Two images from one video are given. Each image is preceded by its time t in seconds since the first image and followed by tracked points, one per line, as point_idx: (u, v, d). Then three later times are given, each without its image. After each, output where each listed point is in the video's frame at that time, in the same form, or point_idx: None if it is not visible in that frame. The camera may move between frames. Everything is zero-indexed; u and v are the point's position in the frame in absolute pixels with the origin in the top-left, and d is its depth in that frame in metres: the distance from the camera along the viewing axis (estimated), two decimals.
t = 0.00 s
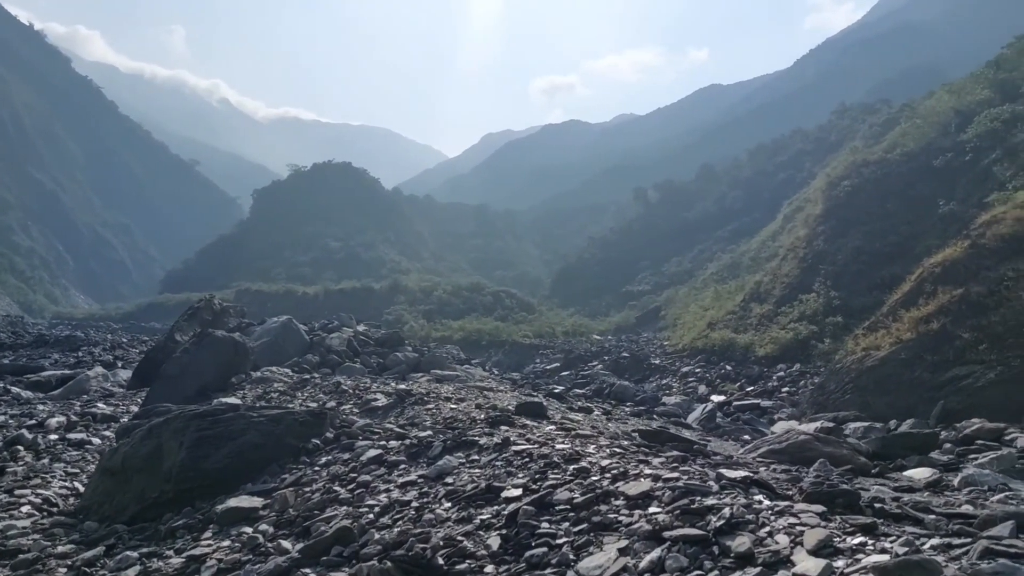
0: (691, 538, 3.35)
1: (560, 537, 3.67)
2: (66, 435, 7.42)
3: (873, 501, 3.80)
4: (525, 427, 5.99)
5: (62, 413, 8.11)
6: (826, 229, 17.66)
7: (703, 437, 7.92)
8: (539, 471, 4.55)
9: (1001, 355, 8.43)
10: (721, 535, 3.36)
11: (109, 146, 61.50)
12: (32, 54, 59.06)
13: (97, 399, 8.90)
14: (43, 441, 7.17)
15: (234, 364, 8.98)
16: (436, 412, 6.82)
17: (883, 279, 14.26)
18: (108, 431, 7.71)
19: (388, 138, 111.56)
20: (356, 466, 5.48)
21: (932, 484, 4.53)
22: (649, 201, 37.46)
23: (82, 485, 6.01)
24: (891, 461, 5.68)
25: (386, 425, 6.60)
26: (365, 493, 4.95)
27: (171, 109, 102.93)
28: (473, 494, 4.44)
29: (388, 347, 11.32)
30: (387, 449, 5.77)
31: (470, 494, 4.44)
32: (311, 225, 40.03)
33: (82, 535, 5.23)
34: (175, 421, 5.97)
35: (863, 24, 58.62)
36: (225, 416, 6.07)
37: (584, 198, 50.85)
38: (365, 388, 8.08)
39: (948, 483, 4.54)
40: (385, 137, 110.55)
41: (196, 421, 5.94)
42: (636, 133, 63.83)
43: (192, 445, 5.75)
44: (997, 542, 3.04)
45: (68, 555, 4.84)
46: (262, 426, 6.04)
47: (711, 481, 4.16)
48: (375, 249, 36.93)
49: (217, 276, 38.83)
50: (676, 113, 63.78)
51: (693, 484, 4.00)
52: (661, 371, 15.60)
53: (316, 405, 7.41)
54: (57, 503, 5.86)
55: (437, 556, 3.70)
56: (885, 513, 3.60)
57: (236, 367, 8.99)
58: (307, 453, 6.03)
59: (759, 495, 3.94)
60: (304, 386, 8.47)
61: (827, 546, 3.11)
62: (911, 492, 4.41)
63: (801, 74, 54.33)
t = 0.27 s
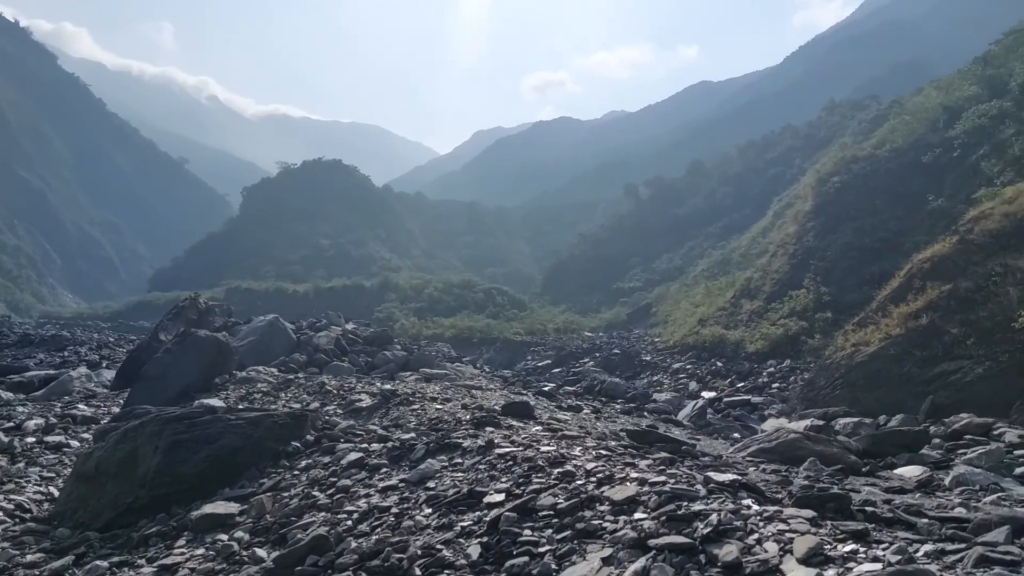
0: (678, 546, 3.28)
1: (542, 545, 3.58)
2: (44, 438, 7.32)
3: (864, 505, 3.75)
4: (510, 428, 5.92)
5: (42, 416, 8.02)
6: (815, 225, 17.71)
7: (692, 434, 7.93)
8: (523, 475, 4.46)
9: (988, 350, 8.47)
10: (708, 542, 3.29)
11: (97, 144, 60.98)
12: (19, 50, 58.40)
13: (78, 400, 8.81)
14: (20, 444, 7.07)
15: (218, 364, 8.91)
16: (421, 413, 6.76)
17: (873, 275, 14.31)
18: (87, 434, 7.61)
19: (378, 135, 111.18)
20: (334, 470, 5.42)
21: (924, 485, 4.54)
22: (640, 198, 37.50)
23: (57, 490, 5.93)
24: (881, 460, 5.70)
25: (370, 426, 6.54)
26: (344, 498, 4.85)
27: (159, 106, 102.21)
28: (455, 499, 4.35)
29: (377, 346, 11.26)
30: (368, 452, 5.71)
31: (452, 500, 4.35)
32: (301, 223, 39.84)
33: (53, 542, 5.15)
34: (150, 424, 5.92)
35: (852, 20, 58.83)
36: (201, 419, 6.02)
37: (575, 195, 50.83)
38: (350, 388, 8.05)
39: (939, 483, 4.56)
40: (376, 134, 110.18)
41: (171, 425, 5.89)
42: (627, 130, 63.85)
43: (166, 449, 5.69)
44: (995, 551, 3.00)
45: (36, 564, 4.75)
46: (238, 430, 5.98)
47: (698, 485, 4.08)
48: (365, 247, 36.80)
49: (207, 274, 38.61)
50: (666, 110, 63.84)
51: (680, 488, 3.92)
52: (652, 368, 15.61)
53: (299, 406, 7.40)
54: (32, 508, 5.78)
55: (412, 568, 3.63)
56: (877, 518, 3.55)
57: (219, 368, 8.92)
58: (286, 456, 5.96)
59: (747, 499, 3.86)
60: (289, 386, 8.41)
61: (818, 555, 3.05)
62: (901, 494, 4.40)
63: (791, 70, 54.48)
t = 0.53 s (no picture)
0: (669, 554, 3.22)
1: (529, 552, 3.52)
2: (20, 439, 7.21)
3: (860, 509, 3.71)
4: (498, 428, 5.84)
5: (20, 415, 7.92)
6: (804, 221, 17.77)
7: (680, 431, 7.93)
8: (510, 477, 4.41)
9: (975, 346, 8.51)
10: (699, 549, 3.24)
11: (83, 139, 60.28)
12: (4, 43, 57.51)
13: (58, 399, 8.70)
14: None
15: (201, 362, 8.84)
16: (406, 412, 6.70)
17: (861, 271, 14.38)
18: (65, 435, 7.52)
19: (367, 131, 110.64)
20: (316, 473, 5.36)
21: (917, 484, 4.56)
22: (630, 195, 37.54)
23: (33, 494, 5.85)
24: (872, 458, 5.73)
25: (355, 426, 6.49)
26: (328, 502, 4.79)
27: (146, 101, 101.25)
28: (439, 505, 4.27)
29: (365, 343, 11.20)
30: (352, 454, 5.65)
31: (437, 505, 4.28)
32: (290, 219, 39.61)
33: (27, 548, 5.10)
34: (128, 426, 5.86)
35: (840, 18, 59.07)
36: (178, 421, 5.96)
37: (565, 192, 50.78)
38: (335, 387, 7.97)
39: (932, 483, 4.57)
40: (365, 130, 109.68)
41: (149, 427, 5.83)
42: (616, 127, 63.84)
43: (143, 452, 5.63)
44: (995, 559, 3.00)
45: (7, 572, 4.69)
46: (218, 431, 5.92)
47: (689, 488, 4.04)
48: (355, 243, 36.66)
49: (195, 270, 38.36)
50: (656, 107, 63.87)
51: (671, 491, 3.84)
52: (641, 364, 15.63)
53: (283, 406, 7.35)
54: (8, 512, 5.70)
55: None
56: (872, 522, 3.52)
57: (202, 366, 8.86)
58: (268, 457, 5.89)
59: (740, 503, 3.82)
60: (273, 385, 8.34)
61: (813, 563, 3.02)
62: (895, 495, 4.39)
63: (779, 67, 54.68)
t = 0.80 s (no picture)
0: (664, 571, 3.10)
1: (515, 569, 3.36)
2: None
3: (858, 523, 3.64)
4: (484, 432, 5.68)
5: None
6: (792, 220, 17.84)
7: (668, 431, 7.92)
8: (495, 487, 4.23)
9: (962, 344, 8.55)
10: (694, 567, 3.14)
11: (69, 135, 59.55)
12: None
13: (36, 401, 8.57)
14: None
15: (180, 364, 8.80)
16: (391, 416, 6.59)
17: (849, 270, 14.44)
18: (42, 437, 7.41)
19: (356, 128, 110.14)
20: (294, 483, 5.21)
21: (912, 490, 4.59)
22: (619, 192, 37.56)
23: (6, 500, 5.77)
24: (864, 460, 5.76)
25: (337, 430, 6.36)
26: (306, 514, 4.65)
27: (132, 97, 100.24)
28: (421, 517, 4.11)
29: (352, 341, 11.12)
30: (332, 461, 5.49)
31: (419, 518, 4.11)
32: (278, 216, 39.38)
33: None
34: (100, 432, 5.81)
35: (828, 17, 59.34)
36: (152, 426, 5.90)
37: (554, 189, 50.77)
38: (318, 389, 7.88)
39: (927, 489, 4.53)
40: (353, 127, 109.16)
41: (121, 432, 5.77)
42: (605, 125, 63.86)
43: (115, 460, 5.55)
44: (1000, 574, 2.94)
45: None
46: (193, 438, 5.80)
47: (682, 499, 3.88)
48: (343, 241, 36.51)
49: (182, 268, 38.05)
50: (645, 105, 63.95)
51: (662, 504, 3.70)
52: (630, 362, 15.63)
53: (265, 409, 7.26)
54: None
55: None
56: (871, 535, 3.48)
57: (182, 368, 8.82)
58: (245, 464, 5.77)
59: (734, 516, 3.70)
60: (255, 387, 8.27)
61: None
62: (891, 503, 4.39)
63: (768, 66, 54.89)
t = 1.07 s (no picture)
0: None
1: None
2: None
3: (853, 535, 3.45)
4: (466, 436, 5.59)
5: None
6: (777, 218, 17.92)
7: (652, 431, 7.92)
8: (476, 495, 4.10)
9: (943, 342, 8.61)
10: None
11: (50, 129, 58.69)
12: None
13: (8, 401, 8.44)
14: None
15: (157, 363, 8.70)
16: (371, 418, 6.50)
17: (832, 268, 14.52)
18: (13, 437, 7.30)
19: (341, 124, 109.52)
20: (270, 489, 5.09)
21: (901, 496, 4.55)
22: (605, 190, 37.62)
23: None
24: (850, 461, 5.81)
25: (316, 434, 6.27)
26: (279, 523, 4.53)
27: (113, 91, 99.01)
28: (398, 528, 3.97)
29: (336, 339, 11.05)
30: (309, 467, 5.39)
31: (396, 528, 3.98)
32: (263, 212, 39.07)
33: None
34: (64, 434, 5.70)
35: (813, 17, 59.73)
36: (117, 430, 5.79)
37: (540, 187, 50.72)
38: (297, 389, 7.78)
39: (917, 493, 4.54)
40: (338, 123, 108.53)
41: (85, 436, 5.67)
42: (592, 122, 63.94)
43: (80, 467, 5.45)
44: None
45: None
46: (162, 443, 5.69)
47: (669, 509, 3.71)
48: (329, 237, 36.31)
49: (165, 264, 37.67)
50: (631, 102, 64.10)
51: (647, 514, 3.54)
52: (615, 360, 15.65)
53: (242, 411, 7.17)
54: None
55: None
56: (864, 547, 3.35)
57: (159, 366, 8.72)
58: (217, 470, 5.69)
59: (723, 526, 3.52)
60: (232, 387, 8.18)
61: None
62: (881, 509, 4.31)
63: (753, 65, 55.17)
